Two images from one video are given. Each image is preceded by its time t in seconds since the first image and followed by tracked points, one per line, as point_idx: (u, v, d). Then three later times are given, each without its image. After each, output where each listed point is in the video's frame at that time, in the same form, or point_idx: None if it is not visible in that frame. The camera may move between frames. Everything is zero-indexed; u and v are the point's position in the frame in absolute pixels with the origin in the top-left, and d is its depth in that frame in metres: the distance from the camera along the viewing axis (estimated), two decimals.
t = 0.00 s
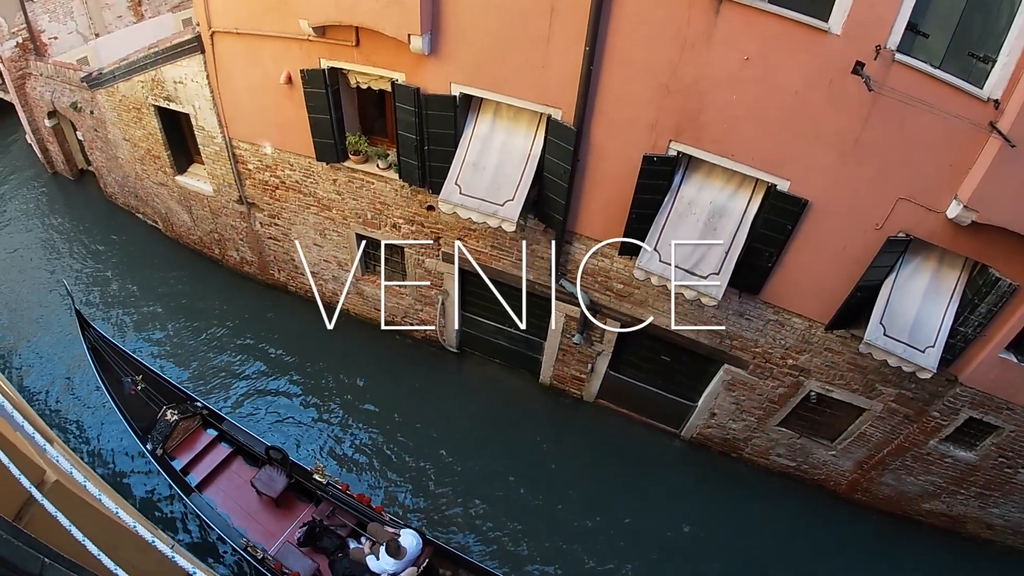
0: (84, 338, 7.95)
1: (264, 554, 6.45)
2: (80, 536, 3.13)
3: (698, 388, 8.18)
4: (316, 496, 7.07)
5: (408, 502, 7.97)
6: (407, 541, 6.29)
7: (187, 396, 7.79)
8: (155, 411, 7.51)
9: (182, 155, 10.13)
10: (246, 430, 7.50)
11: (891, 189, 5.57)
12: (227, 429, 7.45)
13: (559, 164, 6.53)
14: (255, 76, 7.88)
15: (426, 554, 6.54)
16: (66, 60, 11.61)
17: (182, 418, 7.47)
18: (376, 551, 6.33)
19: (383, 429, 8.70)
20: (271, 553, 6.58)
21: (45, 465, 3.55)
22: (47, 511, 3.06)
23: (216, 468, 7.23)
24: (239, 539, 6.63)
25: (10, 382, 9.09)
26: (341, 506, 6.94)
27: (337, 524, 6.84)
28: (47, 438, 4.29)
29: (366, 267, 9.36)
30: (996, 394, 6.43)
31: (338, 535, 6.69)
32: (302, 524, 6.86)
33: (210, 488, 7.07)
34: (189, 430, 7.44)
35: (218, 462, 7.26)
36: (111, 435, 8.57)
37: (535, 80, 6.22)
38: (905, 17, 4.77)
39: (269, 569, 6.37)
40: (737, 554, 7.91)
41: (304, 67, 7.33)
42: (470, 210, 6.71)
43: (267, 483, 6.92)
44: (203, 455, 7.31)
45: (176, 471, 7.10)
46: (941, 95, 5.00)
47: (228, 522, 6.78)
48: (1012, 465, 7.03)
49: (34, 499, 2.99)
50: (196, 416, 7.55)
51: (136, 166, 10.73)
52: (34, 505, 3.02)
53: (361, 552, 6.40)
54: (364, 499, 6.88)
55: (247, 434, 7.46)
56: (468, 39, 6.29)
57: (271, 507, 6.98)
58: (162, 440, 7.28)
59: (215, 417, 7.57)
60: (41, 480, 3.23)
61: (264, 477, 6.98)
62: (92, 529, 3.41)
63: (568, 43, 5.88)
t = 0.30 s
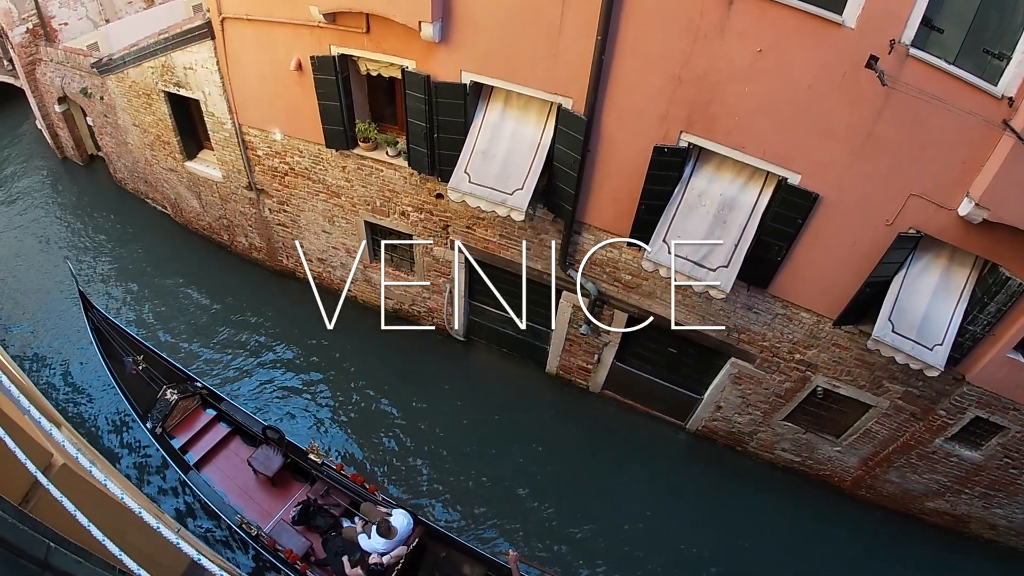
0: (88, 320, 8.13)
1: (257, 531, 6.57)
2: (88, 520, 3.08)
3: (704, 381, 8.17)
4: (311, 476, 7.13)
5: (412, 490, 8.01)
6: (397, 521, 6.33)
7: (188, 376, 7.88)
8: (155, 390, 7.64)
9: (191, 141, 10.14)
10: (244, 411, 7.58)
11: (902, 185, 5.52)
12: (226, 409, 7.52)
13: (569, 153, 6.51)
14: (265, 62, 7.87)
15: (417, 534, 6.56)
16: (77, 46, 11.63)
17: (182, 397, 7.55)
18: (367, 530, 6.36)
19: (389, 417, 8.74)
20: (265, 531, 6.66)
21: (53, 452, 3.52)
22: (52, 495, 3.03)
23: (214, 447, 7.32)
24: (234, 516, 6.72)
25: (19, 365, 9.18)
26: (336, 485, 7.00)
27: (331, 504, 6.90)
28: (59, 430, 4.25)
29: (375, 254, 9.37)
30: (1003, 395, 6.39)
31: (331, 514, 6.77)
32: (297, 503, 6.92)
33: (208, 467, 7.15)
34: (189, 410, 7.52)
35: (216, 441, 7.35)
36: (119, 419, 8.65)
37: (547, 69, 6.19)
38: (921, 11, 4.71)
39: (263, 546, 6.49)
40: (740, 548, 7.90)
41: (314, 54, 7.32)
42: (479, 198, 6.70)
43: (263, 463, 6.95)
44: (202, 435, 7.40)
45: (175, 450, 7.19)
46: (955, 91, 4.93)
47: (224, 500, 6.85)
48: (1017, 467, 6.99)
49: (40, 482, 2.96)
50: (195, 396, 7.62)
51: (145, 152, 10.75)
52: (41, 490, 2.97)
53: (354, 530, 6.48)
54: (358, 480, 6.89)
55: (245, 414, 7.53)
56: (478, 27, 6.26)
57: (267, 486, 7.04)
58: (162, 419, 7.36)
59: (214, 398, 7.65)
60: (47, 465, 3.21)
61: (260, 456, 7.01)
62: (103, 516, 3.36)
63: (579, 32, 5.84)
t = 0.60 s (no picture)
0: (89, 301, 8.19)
1: (250, 509, 6.66)
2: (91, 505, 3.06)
3: (708, 374, 8.16)
4: (304, 456, 7.21)
5: (413, 478, 8.04)
6: (386, 500, 6.27)
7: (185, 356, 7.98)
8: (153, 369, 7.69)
9: (198, 127, 10.13)
10: (240, 391, 7.65)
11: (911, 180, 5.48)
12: (222, 389, 7.59)
13: (577, 143, 6.49)
14: (273, 48, 7.84)
15: (406, 514, 6.59)
16: (84, 31, 11.60)
17: (179, 377, 7.62)
18: (359, 509, 6.42)
19: (392, 404, 8.77)
20: (258, 509, 6.75)
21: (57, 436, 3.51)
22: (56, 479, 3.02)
23: (210, 427, 7.38)
24: (228, 494, 6.79)
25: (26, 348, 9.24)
26: (329, 465, 7.08)
27: (323, 483, 6.98)
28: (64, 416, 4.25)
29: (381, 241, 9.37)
30: (1006, 395, 6.36)
31: (324, 494, 6.84)
32: (290, 483, 7.00)
33: (204, 446, 7.22)
34: (186, 389, 7.59)
35: (212, 420, 7.42)
36: (124, 402, 8.71)
37: (555, 58, 6.16)
38: (934, 5, 4.66)
39: (255, 523, 6.58)
40: (740, 542, 7.92)
41: (322, 40, 7.30)
42: (486, 186, 6.69)
43: (257, 442, 7.03)
44: (198, 414, 7.47)
45: (171, 428, 7.25)
46: (966, 87, 4.88)
47: (218, 479, 6.92)
48: (1019, 467, 6.98)
49: (44, 467, 2.94)
50: (192, 376, 7.69)
51: (152, 138, 10.75)
52: (45, 474, 2.96)
53: (345, 509, 6.54)
54: (350, 459, 6.97)
55: (242, 394, 7.60)
56: (487, 14, 6.23)
57: (260, 466, 7.11)
58: (160, 397, 7.41)
59: (211, 378, 7.73)
60: (51, 449, 3.21)
61: (254, 436, 7.08)
62: (106, 501, 3.35)
63: (589, 22, 5.81)
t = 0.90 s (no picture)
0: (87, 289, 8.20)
1: (241, 492, 6.71)
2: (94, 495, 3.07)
3: (710, 370, 8.17)
4: (296, 442, 7.25)
5: (415, 471, 8.06)
6: (377, 484, 6.39)
7: (181, 343, 8.01)
8: (149, 356, 7.76)
9: (201, 119, 10.13)
10: (235, 378, 7.68)
11: (916, 179, 5.46)
12: (216, 376, 7.64)
13: (581, 138, 6.48)
14: (276, 40, 7.83)
15: (395, 498, 6.60)
16: (88, 23, 11.59)
17: (175, 363, 7.64)
18: (347, 493, 6.45)
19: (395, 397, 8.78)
20: (249, 493, 6.83)
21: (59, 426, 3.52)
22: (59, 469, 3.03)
23: (205, 413, 7.44)
24: (221, 479, 6.84)
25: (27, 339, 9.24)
26: (320, 451, 7.13)
27: (314, 468, 7.04)
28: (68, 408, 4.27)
29: (384, 234, 9.38)
30: (1009, 394, 6.35)
31: (315, 479, 6.92)
32: (282, 469, 7.06)
33: (198, 431, 7.29)
34: (181, 375, 7.61)
35: (207, 407, 7.47)
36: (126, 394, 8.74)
37: (560, 52, 6.15)
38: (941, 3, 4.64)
39: (246, 507, 6.64)
40: (741, 538, 7.93)
41: (326, 32, 7.29)
42: (490, 180, 6.69)
43: (249, 428, 7.06)
44: (193, 400, 7.52)
45: (166, 414, 7.30)
46: (972, 86, 4.86)
47: (210, 463, 7.00)
48: (1021, 466, 6.97)
49: (47, 457, 2.95)
50: (188, 362, 7.71)
51: (155, 130, 10.75)
52: (48, 465, 2.97)
53: (334, 493, 6.55)
54: (340, 445, 7.03)
55: (236, 381, 7.64)
56: (491, 8, 6.22)
57: (253, 451, 7.18)
58: (155, 383, 7.45)
59: (206, 365, 7.75)
60: (55, 440, 3.22)
61: (247, 423, 7.09)
62: (110, 491, 3.38)
63: (594, 16, 5.80)
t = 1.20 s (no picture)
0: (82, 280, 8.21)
1: (231, 481, 6.73)
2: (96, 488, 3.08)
3: (709, 370, 8.18)
4: (286, 433, 7.29)
5: (414, 468, 8.08)
6: (363, 473, 6.34)
7: (173, 335, 8.03)
8: (142, 347, 7.76)
9: (202, 115, 10.13)
10: (227, 370, 7.74)
11: (918, 180, 5.46)
12: (209, 367, 7.67)
13: (582, 136, 6.49)
14: (278, 36, 7.83)
15: (382, 487, 6.57)
16: (89, 18, 11.57)
17: (168, 354, 7.66)
18: (335, 481, 6.44)
19: (394, 393, 8.79)
20: (239, 482, 6.86)
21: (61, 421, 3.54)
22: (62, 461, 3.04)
23: (196, 403, 7.48)
24: (211, 467, 6.88)
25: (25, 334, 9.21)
26: (309, 441, 7.17)
27: (303, 459, 7.08)
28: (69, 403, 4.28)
29: (385, 231, 9.38)
30: (1007, 397, 6.35)
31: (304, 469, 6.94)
32: (272, 458, 7.09)
33: (189, 421, 7.32)
34: (174, 366, 7.65)
35: (198, 397, 7.52)
36: (124, 389, 8.73)
37: (562, 51, 6.15)
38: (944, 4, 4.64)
39: (235, 495, 6.68)
40: (740, 538, 7.94)
41: (328, 29, 7.29)
42: (490, 177, 6.68)
43: (240, 418, 7.11)
44: (185, 391, 7.56)
45: (158, 404, 7.33)
46: (974, 87, 4.86)
47: (201, 452, 7.02)
48: (1018, 469, 6.98)
49: (51, 449, 2.96)
50: (180, 354, 7.77)
51: (157, 125, 10.74)
52: (51, 457, 2.98)
53: (322, 483, 6.59)
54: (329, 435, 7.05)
55: (228, 372, 7.68)
56: (494, 6, 6.22)
57: (243, 442, 7.21)
58: (148, 374, 7.48)
59: (198, 356, 7.81)
60: (57, 433, 3.24)
61: (238, 413, 7.16)
62: (112, 484, 3.40)
63: (597, 15, 5.80)
